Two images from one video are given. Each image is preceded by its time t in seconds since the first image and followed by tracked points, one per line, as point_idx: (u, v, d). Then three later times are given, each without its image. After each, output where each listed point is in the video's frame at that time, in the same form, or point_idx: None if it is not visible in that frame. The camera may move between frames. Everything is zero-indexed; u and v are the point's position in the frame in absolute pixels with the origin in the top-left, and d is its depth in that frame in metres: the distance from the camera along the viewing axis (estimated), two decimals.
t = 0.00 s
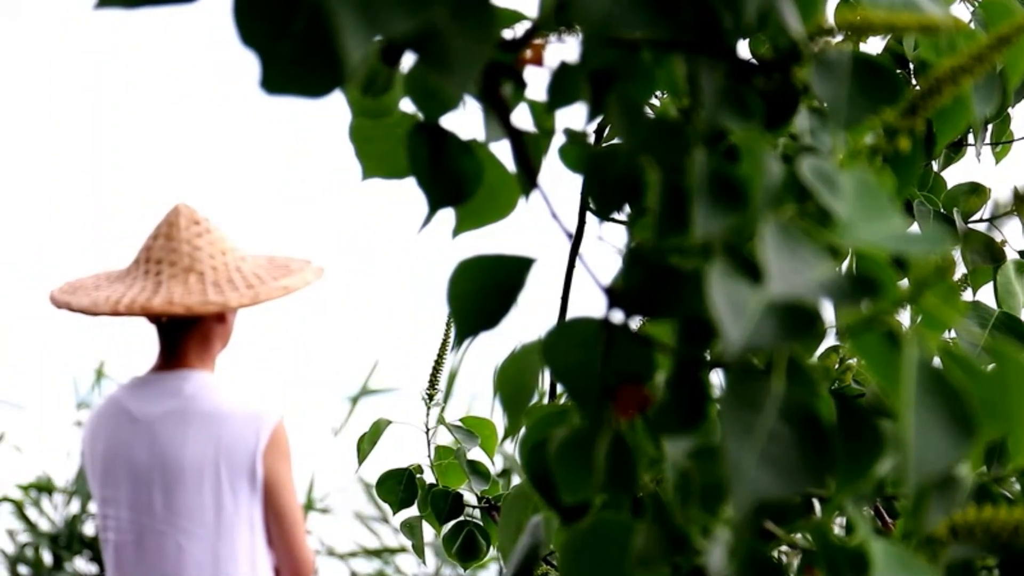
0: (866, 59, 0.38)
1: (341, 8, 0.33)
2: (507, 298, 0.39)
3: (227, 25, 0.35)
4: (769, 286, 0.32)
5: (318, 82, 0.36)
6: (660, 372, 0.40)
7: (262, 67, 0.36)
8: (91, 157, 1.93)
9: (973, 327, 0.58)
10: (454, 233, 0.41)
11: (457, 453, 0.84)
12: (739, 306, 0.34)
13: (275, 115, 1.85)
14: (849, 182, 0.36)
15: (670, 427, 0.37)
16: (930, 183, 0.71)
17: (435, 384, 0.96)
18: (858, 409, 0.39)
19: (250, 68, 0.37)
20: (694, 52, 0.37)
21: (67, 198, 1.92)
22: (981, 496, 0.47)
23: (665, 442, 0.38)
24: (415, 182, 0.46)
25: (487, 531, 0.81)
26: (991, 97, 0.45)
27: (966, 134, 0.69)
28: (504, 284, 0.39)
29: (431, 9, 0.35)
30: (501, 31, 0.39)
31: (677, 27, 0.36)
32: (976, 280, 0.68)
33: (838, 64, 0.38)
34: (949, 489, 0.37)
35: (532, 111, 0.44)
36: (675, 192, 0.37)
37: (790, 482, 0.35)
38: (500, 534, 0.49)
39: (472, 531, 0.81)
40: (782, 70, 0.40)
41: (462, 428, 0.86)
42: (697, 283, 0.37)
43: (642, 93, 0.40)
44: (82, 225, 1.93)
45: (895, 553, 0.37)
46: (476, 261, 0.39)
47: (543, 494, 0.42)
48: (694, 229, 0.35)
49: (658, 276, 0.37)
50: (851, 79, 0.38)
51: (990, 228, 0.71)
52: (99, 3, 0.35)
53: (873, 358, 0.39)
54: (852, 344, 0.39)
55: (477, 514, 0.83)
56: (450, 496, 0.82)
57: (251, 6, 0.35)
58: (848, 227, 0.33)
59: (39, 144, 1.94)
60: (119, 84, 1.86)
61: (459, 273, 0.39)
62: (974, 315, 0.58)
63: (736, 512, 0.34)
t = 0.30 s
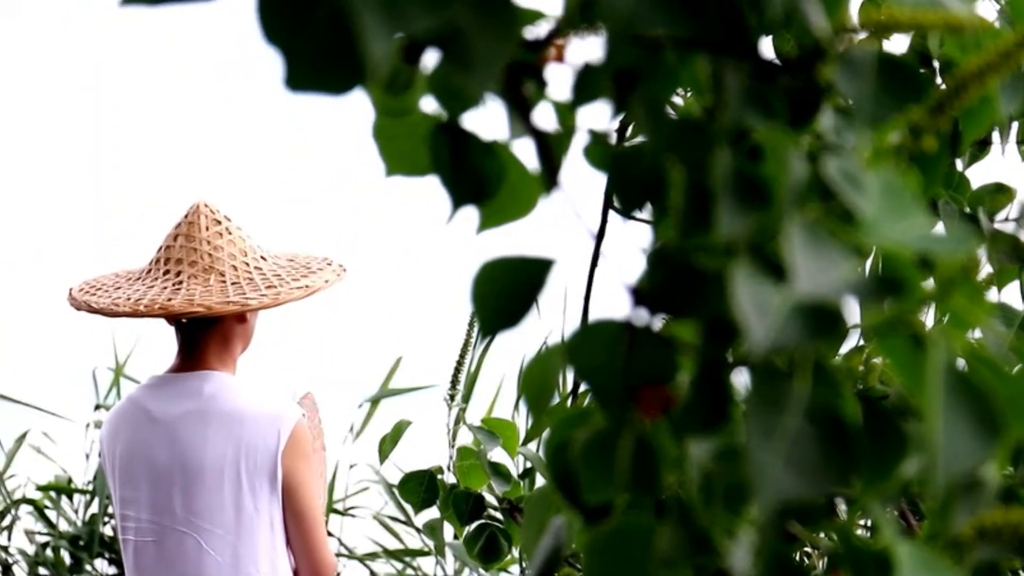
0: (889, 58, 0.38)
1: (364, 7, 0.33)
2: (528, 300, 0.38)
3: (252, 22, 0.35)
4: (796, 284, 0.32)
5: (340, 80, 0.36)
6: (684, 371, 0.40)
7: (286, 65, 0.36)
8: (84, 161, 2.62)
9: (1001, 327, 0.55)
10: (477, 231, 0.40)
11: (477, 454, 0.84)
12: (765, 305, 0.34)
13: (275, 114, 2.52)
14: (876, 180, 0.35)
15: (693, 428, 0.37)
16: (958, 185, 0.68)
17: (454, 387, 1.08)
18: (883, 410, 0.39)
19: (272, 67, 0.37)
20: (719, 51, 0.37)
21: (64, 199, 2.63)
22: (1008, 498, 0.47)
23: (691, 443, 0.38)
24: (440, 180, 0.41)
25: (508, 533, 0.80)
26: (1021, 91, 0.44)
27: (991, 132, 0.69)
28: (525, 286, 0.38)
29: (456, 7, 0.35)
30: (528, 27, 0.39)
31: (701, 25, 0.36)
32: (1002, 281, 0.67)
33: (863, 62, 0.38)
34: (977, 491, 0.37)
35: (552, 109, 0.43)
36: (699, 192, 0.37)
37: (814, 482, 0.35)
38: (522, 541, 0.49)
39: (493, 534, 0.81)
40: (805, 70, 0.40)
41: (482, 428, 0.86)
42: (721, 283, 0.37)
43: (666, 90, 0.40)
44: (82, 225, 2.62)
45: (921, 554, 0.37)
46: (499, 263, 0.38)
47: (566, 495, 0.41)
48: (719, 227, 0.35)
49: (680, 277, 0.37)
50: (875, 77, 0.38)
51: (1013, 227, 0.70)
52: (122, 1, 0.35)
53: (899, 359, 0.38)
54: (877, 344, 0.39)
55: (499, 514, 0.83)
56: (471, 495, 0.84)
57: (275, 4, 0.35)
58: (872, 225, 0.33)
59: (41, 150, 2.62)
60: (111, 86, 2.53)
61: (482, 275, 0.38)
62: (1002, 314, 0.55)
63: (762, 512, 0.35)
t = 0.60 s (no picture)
0: (910, 58, 0.38)
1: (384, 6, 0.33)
2: (550, 299, 0.38)
3: (273, 23, 0.36)
4: (817, 282, 0.33)
5: (360, 79, 0.36)
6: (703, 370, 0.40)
7: (305, 65, 0.36)
8: (84, 160, 3.64)
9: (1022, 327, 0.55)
10: (497, 231, 0.40)
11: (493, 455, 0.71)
12: (786, 306, 0.34)
13: (274, 117, 3.65)
14: (897, 182, 0.35)
15: (712, 427, 0.37)
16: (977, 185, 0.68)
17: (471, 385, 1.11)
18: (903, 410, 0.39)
19: (291, 67, 0.37)
20: (739, 50, 0.37)
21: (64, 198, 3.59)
22: None
23: (711, 444, 0.38)
24: (459, 181, 0.40)
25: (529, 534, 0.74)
26: None
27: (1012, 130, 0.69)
28: (544, 286, 0.38)
29: (474, 7, 0.35)
30: (549, 27, 0.39)
31: (722, 25, 0.36)
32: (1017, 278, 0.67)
33: (884, 62, 0.38)
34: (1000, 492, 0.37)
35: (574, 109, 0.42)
36: (719, 192, 0.37)
37: (834, 482, 0.36)
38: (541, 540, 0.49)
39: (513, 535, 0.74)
40: (826, 69, 0.39)
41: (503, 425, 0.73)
42: (741, 283, 0.36)
43: (688, 90, 0.39)
44: (85, 227, 3.58)
45: (942, 553, 0.37)
46: (521, 263, 0.38)
47: (586, 494, 0.42)
48: (740, 228, 0.36)
49: (700, 278, 0.37)
50: (896, 77, 0.38)
51: None
52: (141, 1, 0.35)
53: (920, 360, 0.38)
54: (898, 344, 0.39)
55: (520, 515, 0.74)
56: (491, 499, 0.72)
57: (297, 5, 0.36)
58: (893, 226, 0.33)
59: (44, 149, 3.60)
60: (112, 88, 3.61)
61: (503, 273, 0.38)
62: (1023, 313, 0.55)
63: (783, 512, 0.35)
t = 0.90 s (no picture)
0: (930, 57, 0.38)
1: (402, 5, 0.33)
2: (568, 298, 0.38)
3: (292, 22, 0.36)
4: (836, 283, 0.32)
5: (377, 77, 0.36)
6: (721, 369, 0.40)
7: (323, 64, 0.36)
8: (84, 158, 3.97)
9: None
10: (516, 230, 0.40)
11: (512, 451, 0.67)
12: (806, 306, 0.34)
13: (273, 117, 3.77)
14: (918, 180, 0.35)
15: (731, 427, 0.37)
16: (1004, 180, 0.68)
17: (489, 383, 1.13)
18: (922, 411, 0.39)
19: (310, 68, 0.37)
20: (759, 50, 0.37)
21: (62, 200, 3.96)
22: None
23: (729, 444, 0.38)
24: (477, 180, 0.40)
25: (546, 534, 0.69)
26: None
27: None
28: (563, 286, 0.38)
29: (494, 6, 0.35)
30: (568, 26, 0.38)
31: (742, 22, 0.35)
32: None
33: (904, 60, 0.38)
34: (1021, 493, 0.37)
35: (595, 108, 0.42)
36: (737, 191, 0.37)
37: (855, 481, 0.36)
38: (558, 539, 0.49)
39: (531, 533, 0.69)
40: (845, 68, 0.39)
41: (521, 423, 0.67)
42: (760, 282, 0.36)
43: (707, 90, 0.39)
44: (85, 227, 3.94)
45: (962, 553, 0.37)
46: (539, 263, 0.38)
47: (604, 494, 0.42)
48: (759, 227, 0.35)
49: (719, 277, 0.37)
50: (916, 76, 0.38)
51: None
52: (160, 2, 0.35)
53: (939, 360, 0.38)
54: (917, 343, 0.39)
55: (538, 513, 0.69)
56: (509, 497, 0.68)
57: (316, 4, 0.36)
58: (914, 223, 0.33)
59: (44, 149, 3.89)
60: (112, 88, 3.85)
61: (521, 273, 0.38)
62: None
63: (802, 511, 0.35)
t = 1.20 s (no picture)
0: (945, 57, 0.38)
1: (420, 5, 0.33)
2: (583, 298, 0.38)
3: (307, 21, 0.36)
4: (853, 282, 0.32)
5: (393, 77, 0.36)
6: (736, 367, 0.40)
7: (339, 64, 0.36)
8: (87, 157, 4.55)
9: None
10: (531, 230, 0.40)
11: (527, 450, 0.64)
12: (823, 304, 0.34)
13: (274, 117, 4.38)
14: (935, 177, 0.35)
15: (747, 428, 0.37)
16: None
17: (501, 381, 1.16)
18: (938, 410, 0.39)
19: (325, 68, 0.37)
20: (775, 49, 0.37)
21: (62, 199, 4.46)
22: None
23: (744, 444, 0.38)
24: (492, 180, 0.40)
25: (562, 534, 0.67)
26: None
27: None
28: (578, 286, 0.38)
29: (511, 6, 0.35)
30: (584, 24, 0.38)
31: (760, 20, 0.35)
32: None
33: (919, 60, 0.38)
34: None
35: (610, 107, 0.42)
36: (752, 190, 0.37)
37: (872, 481, 0.35)
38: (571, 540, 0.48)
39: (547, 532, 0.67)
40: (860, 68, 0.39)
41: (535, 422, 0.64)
42: (776, 282, 0.36)
43: (722, 89, 0.39)
44: (85, 227, 4.50)
45: (979, 553, 0.37)
46: (554, 262, 0.38)
47: (619, 494, 0.41)
48: (775, 226, 0.35)
49: (736, 278, 0.37)
50: (931, 77, 0.37)
51: None
52: (175, 2, 0.36)
53: (955, 359, 0.38)
54: (933, 343, 0.39)
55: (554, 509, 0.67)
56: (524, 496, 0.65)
57: (332, 5, 0.36)
58: (929, 222, 0.33)
59: (45, 150, 4.41)
60: (113, 89, 4.44)
61: (536, 273, 0.38)
62: None
63: (818, 511, 0.35)
